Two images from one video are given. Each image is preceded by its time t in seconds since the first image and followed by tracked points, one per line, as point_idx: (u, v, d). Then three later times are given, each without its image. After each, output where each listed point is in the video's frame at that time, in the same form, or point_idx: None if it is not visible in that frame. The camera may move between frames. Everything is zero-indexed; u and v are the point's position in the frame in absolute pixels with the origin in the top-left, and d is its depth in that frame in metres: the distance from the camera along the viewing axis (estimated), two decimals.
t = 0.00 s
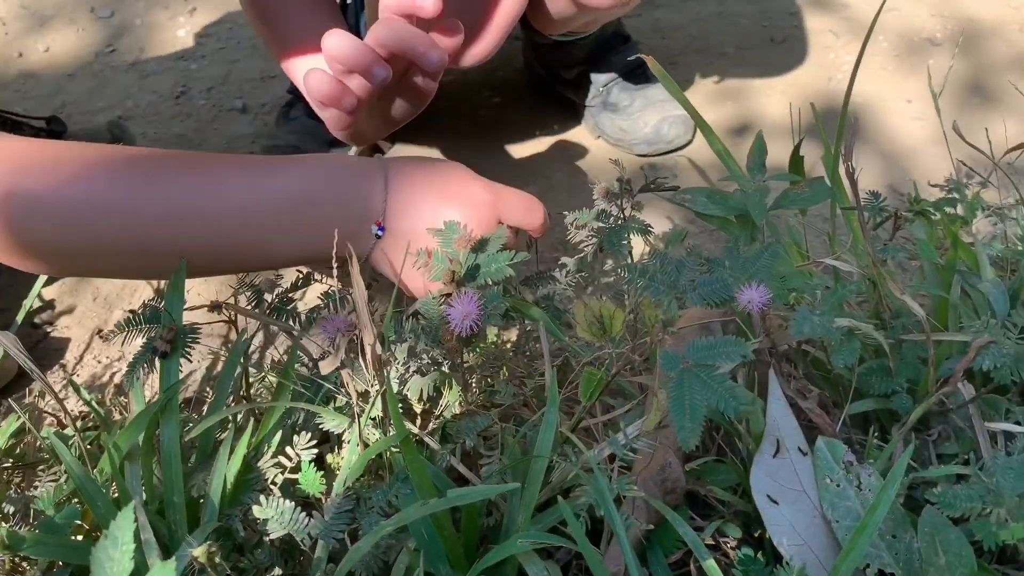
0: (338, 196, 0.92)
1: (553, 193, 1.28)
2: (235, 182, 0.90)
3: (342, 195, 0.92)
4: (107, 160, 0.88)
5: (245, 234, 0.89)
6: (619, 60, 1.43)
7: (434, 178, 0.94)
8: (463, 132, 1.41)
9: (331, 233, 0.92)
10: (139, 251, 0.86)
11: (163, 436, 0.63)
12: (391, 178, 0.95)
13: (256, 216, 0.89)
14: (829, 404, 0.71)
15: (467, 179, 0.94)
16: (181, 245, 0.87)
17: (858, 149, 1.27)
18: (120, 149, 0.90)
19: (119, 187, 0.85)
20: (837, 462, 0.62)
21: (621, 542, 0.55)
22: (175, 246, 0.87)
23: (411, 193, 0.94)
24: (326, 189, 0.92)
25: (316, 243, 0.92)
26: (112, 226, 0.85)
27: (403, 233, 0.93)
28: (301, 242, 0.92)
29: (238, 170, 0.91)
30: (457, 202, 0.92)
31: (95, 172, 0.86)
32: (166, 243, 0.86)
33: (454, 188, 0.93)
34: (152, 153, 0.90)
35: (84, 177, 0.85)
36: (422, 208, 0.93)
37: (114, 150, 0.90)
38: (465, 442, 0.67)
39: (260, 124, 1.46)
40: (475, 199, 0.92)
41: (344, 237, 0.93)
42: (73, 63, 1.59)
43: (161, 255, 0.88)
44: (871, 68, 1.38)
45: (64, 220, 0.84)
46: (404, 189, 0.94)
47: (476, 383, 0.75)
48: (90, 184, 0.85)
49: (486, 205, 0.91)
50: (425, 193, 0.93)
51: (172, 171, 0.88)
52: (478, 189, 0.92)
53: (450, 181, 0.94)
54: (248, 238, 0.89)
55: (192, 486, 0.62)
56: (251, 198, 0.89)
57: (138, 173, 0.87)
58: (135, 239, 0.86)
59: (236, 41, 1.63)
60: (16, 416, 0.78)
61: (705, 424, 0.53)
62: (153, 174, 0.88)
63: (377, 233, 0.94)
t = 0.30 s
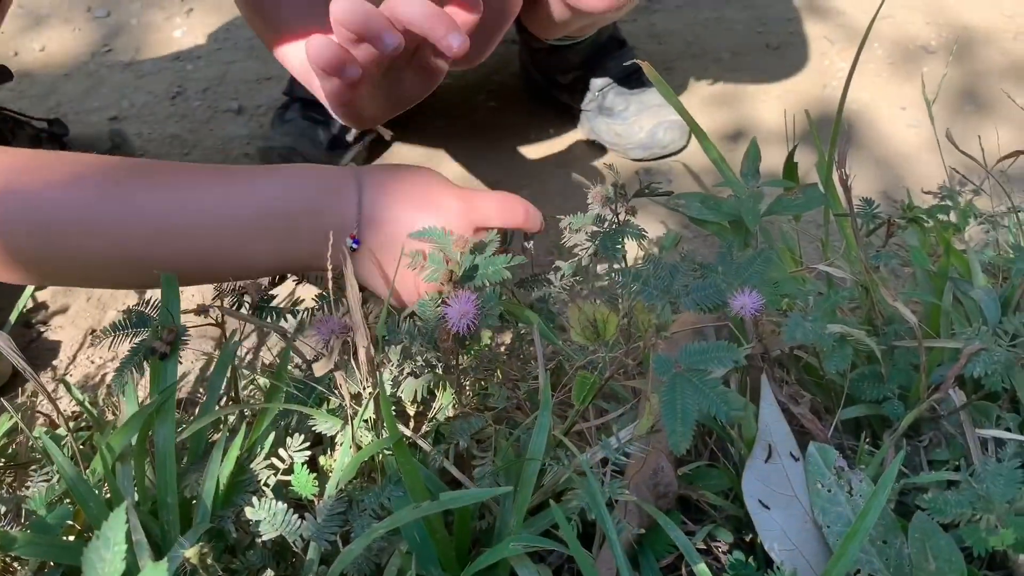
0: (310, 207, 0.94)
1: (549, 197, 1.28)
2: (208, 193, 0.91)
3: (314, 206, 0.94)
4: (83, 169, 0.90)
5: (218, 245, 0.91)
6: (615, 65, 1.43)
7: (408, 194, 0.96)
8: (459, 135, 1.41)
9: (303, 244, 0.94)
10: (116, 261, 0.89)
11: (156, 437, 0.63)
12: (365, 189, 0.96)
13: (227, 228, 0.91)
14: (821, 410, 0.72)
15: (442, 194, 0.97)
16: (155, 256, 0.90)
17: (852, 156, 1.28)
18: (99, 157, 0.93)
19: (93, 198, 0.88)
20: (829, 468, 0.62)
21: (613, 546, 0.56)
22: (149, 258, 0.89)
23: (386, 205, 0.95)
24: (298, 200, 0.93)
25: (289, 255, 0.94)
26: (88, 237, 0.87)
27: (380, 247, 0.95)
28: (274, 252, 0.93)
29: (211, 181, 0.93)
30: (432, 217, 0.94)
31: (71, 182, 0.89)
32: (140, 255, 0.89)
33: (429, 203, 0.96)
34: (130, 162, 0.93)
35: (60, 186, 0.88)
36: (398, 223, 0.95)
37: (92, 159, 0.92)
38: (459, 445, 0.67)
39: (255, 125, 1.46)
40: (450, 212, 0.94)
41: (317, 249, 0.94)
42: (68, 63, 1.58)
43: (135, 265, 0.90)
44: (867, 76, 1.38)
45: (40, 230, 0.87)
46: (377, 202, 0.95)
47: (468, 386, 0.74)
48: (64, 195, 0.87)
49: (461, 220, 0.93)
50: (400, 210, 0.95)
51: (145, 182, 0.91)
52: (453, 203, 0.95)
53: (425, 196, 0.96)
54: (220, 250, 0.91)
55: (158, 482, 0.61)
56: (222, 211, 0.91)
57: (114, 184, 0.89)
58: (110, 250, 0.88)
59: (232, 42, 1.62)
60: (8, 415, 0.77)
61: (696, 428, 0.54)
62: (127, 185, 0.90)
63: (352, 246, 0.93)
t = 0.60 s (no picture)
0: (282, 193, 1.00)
1: (549, 201, 1.29)
2: (188, 176, 0.98)
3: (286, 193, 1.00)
4: (71, 153, 0.96)
5: (197, 225, 0.97)
6: (616, 71, 1.44)
7: (380, 192, 1.01)
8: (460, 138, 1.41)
9: (280, 227, 1.01)
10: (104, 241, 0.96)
11: (157, 435, 0.63)
12: (337, 180, 1.02)
13: (205, 210, 0.97)
14: (822, 416, 0.72)
15: (413, 193, 1.01)
16: (136, 235, 0.96)
17: (854, 164, 1.28)
18: (85, 144, 0.99)
19: (79, 179, 0.94)
20: (831, 473, 0.62)
21: (614, 549, 0.55)
22: (132, 237, 0.96)
23: (357, 202, 1.01)
24: (273, 185, 1.00)
25: (268, 238, 1.02)
26: (73, 217, 0.93)
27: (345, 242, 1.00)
28: (253, 236, 1.01)
29: (192, 165, 0.99)
30: (402, 217, 0.99)
31: (60, 165, 0.94)
32: (123, 234, 0.95)
33: (399, 202, 1.00)
34: (115, 147, 0.99)
35: (50, 169, 0.94)
36: (368, 220, 1.00)
37: (78, 144, 0.98)
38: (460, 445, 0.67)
39: (255, 126, 1.46)
40: (420, 216, 0.98)
41: (290, 232, 1.02)
42: (68, 63, 1.58)
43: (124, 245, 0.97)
44: (867, 84, 1.39)
45: (32, 211, 0.93)
46: (350, 197, 1.01)
47: (469, 388, 0.74)
48: (51, 178, 0.93)
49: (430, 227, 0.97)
50: (371, 209, 1.00)
51: (129, 165, 0.97)
52: (423, 207, 0.99)
53: (396, 197, 1.00)
54: (199, 231, 0.97)
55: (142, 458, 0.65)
56: (201, 192, 0.97)
57: (99, 166, 0.95)
58: (94, 229, 0.95)
59: (233, 43, 1.62)
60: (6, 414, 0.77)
61: (699, 430, 0.54)
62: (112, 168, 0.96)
63: (320, 239, 1.00)
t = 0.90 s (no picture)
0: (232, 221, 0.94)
1: (549, 204, 1.29)
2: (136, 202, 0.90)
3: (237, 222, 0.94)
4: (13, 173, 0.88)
5: (142, 253, 0.91)
6: (616, 74, 1.44)
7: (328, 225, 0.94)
8: (460, 141, 1.41)
9: (227, 254, 0.96)
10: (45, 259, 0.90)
11: (155, 435, 0.63)
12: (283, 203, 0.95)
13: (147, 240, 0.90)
14: (823, 420, 0.72)
15: (358, 221, 0.94)
16: (80, 257, 0.90)
17: (856, 170, 1.28)
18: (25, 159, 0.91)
19: (24, 198, 0.87)
20: (831, 477, 0.62)
21: (615, 552, 0.55)
22: (118, 252, 0.90)
23: (303, 234, 0.94)
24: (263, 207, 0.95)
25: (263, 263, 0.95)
26: (75, 220, 0.88)
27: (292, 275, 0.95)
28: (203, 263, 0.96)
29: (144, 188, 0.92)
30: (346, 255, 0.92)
31: None
32: (116, 244, 0.89)
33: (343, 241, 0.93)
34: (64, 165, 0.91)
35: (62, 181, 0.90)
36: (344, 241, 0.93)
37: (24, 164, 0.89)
38: (452, 452, 0.66)
39: (255, 127, 1.46)
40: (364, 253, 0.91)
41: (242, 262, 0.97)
42: (69, 62, 1.58)
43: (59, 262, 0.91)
44: (867, 90, 1.39)
45: (30, 224, 0.87)
46: (294, 212, 0.94)
47: (469, 391, 0.74)
48: None
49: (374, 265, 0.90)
50: (316, 245, 0.94)
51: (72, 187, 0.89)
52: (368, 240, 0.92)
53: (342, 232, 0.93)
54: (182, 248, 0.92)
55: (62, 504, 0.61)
56: (151, 221, 0.90)
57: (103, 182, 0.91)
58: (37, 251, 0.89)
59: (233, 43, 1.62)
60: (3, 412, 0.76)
61: (700, 433, 0.54)
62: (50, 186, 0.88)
63: (266, 269, 0.95)
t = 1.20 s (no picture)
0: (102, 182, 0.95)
1: (552, 203, 1.28)
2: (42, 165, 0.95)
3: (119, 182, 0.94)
4: None
5: (68, 207, 0.98)
6: (619, 74, 1.44)
7: (177, 171, 0.91)
8: (463, 140, 1.41)
9: (88, 204, 0.97)
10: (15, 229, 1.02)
11: (159, 432, 0.62)
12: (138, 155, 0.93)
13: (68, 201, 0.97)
14: (830, 417, 0.71)
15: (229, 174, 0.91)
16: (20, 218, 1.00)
17: (862, 169, 1.28)
18: None
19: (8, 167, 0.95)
20: (839, 473, 0.62)
21: (623, 548, 0.55)
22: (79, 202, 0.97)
23: (159, 183, 0.92)
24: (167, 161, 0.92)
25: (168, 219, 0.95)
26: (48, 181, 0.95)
27: (154, 221, 0.96)
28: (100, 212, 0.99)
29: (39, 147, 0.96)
30: (199, 202, 0.91)
31: None
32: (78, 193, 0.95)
33: (196, 186, 0.91)
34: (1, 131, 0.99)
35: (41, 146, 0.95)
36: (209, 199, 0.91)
37: None
38: (467, 441, 0.66)
39: (257, 126, 1.46)
40: (210, 194, 0.90)
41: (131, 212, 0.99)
42: (71, 62, 1.58)
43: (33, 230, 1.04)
44: (870, 90, 1.39)
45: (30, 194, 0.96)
46: (163, 160, 0.92)
47: (474, 387, 0.73)
48: None
49: (230, 205, 0.91)
50: (167, 189, 0.91)
51: None
52: (220, 182, 0.90)
53: (195, 180, 0.91)
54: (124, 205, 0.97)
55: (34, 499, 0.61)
56: (48, 177, 0.95)
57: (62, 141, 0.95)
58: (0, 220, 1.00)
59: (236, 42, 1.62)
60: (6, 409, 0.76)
61: (710, 430, 0.53)
62: None
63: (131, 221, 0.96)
